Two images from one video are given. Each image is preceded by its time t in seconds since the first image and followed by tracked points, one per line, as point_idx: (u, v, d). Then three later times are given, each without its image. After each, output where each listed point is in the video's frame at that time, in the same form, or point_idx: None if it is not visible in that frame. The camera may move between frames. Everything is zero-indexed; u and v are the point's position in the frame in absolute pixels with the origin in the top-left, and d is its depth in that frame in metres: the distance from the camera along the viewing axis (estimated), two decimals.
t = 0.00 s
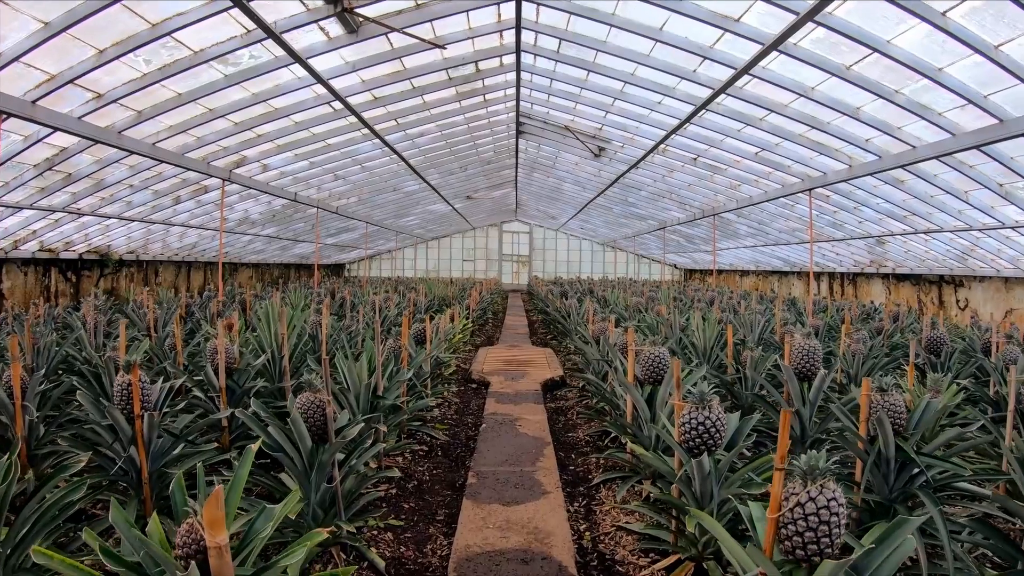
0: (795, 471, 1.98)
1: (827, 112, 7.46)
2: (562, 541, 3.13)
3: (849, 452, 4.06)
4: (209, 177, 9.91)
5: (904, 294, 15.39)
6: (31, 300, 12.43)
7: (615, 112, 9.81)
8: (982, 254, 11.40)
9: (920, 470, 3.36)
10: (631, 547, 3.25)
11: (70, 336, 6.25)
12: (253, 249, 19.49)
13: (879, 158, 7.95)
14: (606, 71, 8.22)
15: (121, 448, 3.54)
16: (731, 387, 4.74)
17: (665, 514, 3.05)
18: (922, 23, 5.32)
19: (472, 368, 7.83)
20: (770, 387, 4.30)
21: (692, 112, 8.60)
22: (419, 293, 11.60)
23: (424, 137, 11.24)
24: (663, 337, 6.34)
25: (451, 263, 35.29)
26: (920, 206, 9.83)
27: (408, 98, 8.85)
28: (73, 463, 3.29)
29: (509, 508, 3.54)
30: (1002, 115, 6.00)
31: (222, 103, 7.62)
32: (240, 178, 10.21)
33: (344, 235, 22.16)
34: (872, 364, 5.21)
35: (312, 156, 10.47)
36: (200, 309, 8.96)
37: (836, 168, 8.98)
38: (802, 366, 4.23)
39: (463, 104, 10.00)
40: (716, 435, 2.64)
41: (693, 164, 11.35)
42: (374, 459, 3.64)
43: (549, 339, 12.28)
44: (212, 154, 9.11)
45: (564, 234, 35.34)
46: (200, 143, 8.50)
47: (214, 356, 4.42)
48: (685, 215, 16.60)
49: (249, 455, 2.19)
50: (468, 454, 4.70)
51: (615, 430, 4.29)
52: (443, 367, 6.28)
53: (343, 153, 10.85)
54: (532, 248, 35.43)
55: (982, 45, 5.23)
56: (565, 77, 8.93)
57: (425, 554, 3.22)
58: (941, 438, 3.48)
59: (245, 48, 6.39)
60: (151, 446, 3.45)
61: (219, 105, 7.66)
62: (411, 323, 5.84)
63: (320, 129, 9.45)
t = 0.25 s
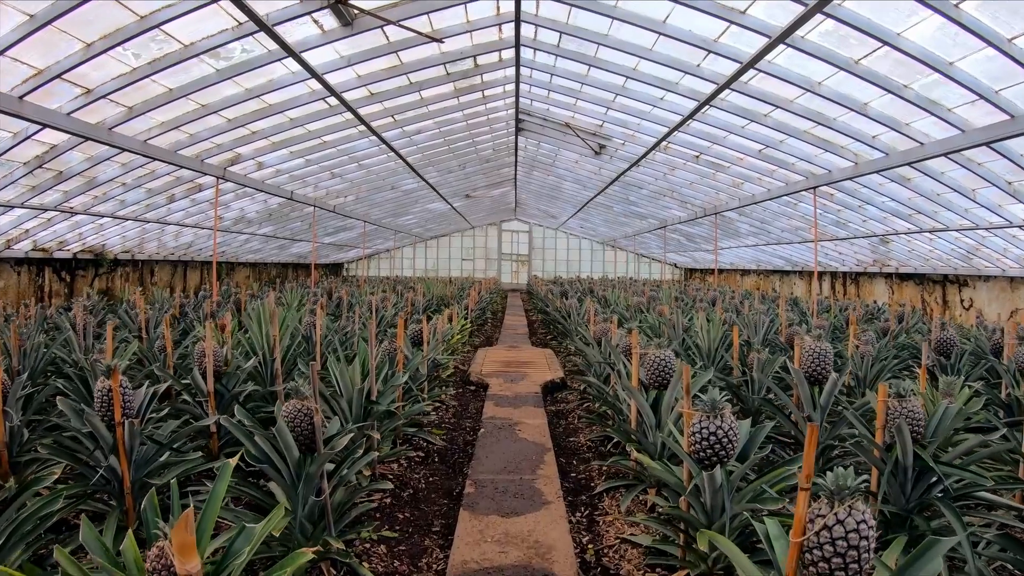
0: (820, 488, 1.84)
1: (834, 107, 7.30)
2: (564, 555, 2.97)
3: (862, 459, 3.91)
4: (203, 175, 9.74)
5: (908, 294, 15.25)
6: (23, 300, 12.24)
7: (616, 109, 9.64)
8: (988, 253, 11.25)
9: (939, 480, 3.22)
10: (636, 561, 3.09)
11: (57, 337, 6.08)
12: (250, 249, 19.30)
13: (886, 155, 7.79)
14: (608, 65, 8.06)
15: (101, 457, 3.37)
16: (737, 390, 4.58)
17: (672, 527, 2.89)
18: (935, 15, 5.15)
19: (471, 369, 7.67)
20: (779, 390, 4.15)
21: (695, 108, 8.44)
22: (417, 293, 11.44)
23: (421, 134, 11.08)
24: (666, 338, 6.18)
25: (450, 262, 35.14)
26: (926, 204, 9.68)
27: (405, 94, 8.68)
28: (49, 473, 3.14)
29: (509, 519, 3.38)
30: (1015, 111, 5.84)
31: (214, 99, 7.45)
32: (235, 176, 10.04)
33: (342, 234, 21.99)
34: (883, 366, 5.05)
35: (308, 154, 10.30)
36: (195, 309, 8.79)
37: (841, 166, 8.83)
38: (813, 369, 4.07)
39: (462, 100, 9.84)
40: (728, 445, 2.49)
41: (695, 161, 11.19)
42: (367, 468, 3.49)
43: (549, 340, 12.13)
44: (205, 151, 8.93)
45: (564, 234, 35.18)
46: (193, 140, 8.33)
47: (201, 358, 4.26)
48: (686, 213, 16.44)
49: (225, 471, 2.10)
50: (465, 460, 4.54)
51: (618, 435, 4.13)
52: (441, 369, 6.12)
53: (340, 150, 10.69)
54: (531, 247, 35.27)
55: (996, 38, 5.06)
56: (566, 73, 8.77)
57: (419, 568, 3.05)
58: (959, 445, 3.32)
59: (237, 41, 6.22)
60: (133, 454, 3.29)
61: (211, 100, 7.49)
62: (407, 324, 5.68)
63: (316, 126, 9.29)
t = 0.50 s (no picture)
0: (849, 512, 1.76)
1: (841, 103, 7.15)
2: (566, 572, 2.82)
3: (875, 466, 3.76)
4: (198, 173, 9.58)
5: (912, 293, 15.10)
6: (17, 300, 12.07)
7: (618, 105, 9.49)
8: (994, 253, 11.11)
9: (959, 492, 3.08)
10: None
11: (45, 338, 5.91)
12: (247, 248, 19.13)
13: (893, 153, 7.64)
14: (610, 60, 7.90)
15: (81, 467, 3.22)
16: (743, 393, 4.42)
17: (680, 542, 2.74)
18: (949, 7, 5.00)
19: (470, 371, 7.52)
20: (787, 395, 4.00)
21: (699, 104, 8.28)
22: (416, 292, 11.29)
23: (420, 131, 10.92)
24: (670, 339, 6.03)
25: (449, 261, 34.98)
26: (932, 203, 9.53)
27: (402, 89, 8.53)
28: (23, 486, 3.01)
29: (509, 533, 3.23)
30: None
31: (207, 95, 7.29)
32: (230, 174, 9.88)
33: (340, 233, 21.83)
34: (894, 368, 4.90)
35: (305, 151, 10.15)
36: (189, 310, 8.64)
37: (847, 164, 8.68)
38: (824, 374, 3.92)
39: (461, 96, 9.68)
40: (742, 459, 2.35)
41: (698, 159, 11.03)
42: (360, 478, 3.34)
43: (550, 340, 11.97)
44: (199, 149, 8.77)
45: (564, 232, 35.03)
46: (186, 137, 8.17)
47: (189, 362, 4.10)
48: (688, 212, 16.29)
49: (201, 492, 1.96)
50: (463, 467, 4.39)
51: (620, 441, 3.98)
52: (439, 371, 5.97)
53: (338, 147, 10.54)
54: (531, 246, 35.12)
55: (1010, 31, 4.90)
56: (567, 68, 8.61)
57: None
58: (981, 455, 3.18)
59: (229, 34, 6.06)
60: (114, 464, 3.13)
61: (204, 96, 7.33)
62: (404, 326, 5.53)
63: (312, 122, 9.13)
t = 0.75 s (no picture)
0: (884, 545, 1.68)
1: (848, 100, 7.01)
2: None
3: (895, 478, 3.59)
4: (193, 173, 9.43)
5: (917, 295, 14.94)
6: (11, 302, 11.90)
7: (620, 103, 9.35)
8: (1000, 253, 10.96)
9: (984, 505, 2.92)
10: None
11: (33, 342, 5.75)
12: (245, 249, 18.98)
13: (901, 151, 7.50)
14: (613, 57, 7.76)
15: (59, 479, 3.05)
16: (752, 399, 4.26)
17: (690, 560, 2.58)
18: None
19: (470, 374, 7.36)
20: (798, 401, 3.83)
21: (704, 101, 8.12)
22: (415, 294, 11.13)
23: (419, 131, 10.78)
24: (674, 342, 5.88)
25: (449, 262, 34.83)
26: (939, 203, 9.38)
27: (400, 87, 8.39)
28: None
29: (509, 549, 3.07)
30: None
31: (201, 92, 7.14)
32: (225, 174, 9.73)
33: (339, 234, 21.68)
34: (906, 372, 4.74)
35: (302, 151, 10.01)
36: (183, 312, 8.48)
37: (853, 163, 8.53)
38: (837, 379, 3.75)
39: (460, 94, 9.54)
40: (757, 474, 2.19)
41: (701, 158, 10.89)
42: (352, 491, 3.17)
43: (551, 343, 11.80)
44: (193, 148, 8.63)
45: (564, 233, 34.90)
46: (181, 136, 8.01)
47: (176, 367, 3.93)
48: (690, 212, 16.14)
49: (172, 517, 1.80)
50: (461, 476, 4.24)
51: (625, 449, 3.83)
52: (438, 375, 5.82)
53: (335, 147, 10.40)
54: (531, 247, 34.99)
55: None
56: (569, 65, 8.47)
57: None
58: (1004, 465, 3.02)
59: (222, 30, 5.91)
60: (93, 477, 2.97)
61: (197, 94, 7.18)
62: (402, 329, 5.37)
63: (309, 121, 8.99)
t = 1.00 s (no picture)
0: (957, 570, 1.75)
1: (859, 93, 6.81)
2: None
3: (919, 489, 3.42)
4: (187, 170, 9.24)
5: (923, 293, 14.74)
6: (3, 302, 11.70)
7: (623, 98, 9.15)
8: (1009, 251, 10.76)
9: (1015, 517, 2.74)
10: None
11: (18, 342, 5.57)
12: (243, 248, 18.78)
13: (912, 146, 7.31)
14: (617, 49, 7.56)
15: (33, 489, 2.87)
16: (762, 402, 4.06)
17: None
18: None
19: (470, 375, 7.18)
20: (813, 404, 3.64)
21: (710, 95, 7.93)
22: (414, 293, 10.95)
23: (417, 127, 10.59)
24: (680, 342, 5.70)
25: (449, 261, 34.63)
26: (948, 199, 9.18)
27: (398, 81, 8.21)
28: None
29: (510, 565, 2.89)
30: None
31: (193, 86, 6.95)
32: (220, 171, 9.54)
33: (338, 232, 21.49)
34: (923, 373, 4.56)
35: (298, 147, 9.82)
36: (177, 312, 8.30)
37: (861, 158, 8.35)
38: (856, 382, 3.55)
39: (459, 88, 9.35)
40: (782, 489, 2.01)
41: (705, 154, 10.69)
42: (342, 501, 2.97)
43: (552, 343, 11.61)
44: (187, 144, 8.45)
45: (565, 232, 34.69)
46: (173, 131, 7.82)
47: (161, 369, 3.74)
48: (693, 210, 15.94)
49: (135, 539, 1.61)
50: (460, 483, 4.06)
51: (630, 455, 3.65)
52: (437, 377, 5.63)
53: (333, 143, 10.21)
54: (531, 246, 34.79)
55: None
56: (571, 58, 8.27)
57: None
58: None
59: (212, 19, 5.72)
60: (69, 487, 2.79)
61: (189, 87, 6.99)
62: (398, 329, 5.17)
63: (305, 116, 8.80)
